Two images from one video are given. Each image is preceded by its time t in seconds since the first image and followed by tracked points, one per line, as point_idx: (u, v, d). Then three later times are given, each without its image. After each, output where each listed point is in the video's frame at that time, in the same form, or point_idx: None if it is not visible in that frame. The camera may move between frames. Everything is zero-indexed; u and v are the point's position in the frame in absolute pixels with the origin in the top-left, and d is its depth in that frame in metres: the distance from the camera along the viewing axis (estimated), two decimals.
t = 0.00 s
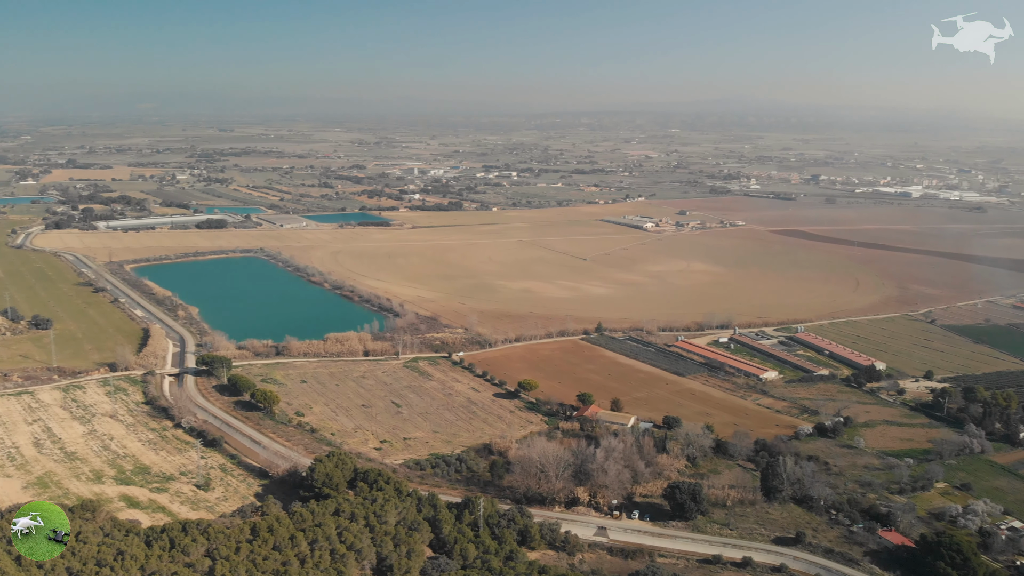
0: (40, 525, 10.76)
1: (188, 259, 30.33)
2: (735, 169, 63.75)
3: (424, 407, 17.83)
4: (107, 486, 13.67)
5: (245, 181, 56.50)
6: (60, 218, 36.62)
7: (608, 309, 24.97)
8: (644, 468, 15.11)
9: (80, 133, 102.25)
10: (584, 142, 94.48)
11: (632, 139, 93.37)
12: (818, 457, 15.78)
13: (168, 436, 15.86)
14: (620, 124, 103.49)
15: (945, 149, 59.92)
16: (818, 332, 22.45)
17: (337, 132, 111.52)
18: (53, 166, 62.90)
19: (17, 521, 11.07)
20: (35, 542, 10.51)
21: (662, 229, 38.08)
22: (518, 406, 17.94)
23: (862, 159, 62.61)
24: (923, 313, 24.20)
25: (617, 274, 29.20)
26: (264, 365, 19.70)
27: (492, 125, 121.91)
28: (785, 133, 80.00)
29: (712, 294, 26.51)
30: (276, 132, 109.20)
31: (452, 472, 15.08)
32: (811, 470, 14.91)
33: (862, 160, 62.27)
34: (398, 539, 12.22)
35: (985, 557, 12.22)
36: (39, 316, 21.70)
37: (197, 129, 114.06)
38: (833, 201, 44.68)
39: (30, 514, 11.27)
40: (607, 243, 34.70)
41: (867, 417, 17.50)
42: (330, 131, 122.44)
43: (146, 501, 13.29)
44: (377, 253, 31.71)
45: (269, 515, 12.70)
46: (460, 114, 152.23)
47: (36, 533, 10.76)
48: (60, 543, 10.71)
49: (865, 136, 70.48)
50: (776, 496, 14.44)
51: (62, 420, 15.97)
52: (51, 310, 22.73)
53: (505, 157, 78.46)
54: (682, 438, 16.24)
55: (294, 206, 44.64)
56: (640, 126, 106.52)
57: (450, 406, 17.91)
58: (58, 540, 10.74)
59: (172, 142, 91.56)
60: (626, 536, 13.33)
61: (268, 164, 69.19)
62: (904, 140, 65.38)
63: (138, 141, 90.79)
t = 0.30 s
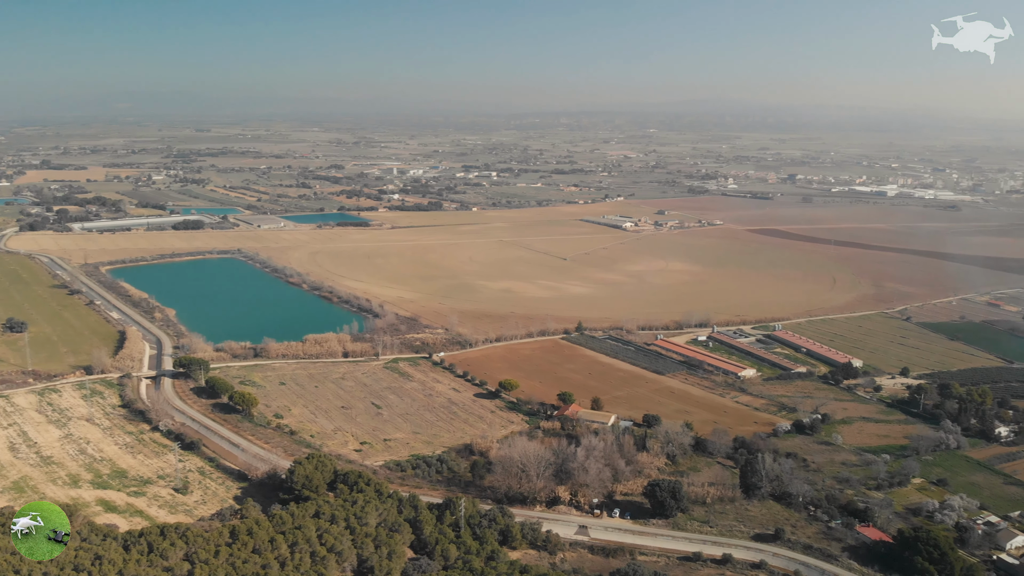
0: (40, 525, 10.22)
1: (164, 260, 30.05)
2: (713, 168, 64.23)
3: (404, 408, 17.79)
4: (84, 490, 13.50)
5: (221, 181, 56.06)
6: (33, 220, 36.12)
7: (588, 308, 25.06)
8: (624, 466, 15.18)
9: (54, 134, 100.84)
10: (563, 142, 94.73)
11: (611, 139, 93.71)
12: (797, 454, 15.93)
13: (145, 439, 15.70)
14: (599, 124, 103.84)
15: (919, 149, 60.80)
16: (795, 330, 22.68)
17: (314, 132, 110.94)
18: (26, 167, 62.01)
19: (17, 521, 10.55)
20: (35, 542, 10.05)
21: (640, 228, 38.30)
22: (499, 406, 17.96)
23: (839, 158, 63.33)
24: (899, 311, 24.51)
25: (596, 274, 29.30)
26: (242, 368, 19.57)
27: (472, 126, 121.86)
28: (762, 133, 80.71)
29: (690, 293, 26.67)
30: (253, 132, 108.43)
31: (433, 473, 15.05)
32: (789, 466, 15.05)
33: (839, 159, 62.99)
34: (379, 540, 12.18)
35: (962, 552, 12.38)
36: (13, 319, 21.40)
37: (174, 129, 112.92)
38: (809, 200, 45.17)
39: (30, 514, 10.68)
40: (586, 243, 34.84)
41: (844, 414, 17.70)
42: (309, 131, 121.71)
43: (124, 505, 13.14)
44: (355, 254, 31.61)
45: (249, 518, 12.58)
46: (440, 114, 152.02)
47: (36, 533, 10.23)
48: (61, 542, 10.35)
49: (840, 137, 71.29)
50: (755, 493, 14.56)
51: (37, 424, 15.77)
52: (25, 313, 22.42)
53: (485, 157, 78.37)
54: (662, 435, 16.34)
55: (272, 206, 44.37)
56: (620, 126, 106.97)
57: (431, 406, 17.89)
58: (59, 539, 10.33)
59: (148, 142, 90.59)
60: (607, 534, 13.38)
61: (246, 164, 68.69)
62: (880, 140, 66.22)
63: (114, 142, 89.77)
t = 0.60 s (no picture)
0: (40, 526, 10.70)
1: (140, 262, 29.72)
2: (691, 168, 64.68)
3: (384, 409, 17.74)
4: (60, 494, 13.31)
5: (198, 182, 55.55)
6: (6, 221, 35.57)
7: (568, 308, 25.13)
8: (605, 465, 15.24)
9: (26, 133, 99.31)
10: (543, 142, 94.91)
11: (590, 139, 94.05)
12: (775, 451, 16.08)
13: (122, 443, 15.52)
14: (578, 125, 104.18)
15: (894, 148, 61.68)
16: (773, 328, 22.90)
17: (292, 132, 110.25)
18: None
19: (17, 521, 10.99)
20: (35, 543, 10.48)
21: (620, 228, 38.47)
22: (480, 406, 17.96)
23: (815, 158, 64.02)
24: (874, 309, 24.82)
25: (577, 274, 29.40)
26: (220, 370, 19.41)
27: (453, 126, 121.73)
28: (739, 133, 81.44)
29: (669, 292, 26.83)
30: (231, 133, 107.51)
31: (413, 474, 15.01)
32: (768, 464, 15.18)
33: (815, 159, 63.68)
34: (360, 542, 12.12)
35: (938, 547, 12.55)
36: None
37: (150, 129, 111.57)
38: (786, 200, 45.66)
39: (30, 514, 11.24)
40: (566, 243, 34.95)
41: (822, 411, 17.91)
42: (288, 132, 120.86)
43: (101, 510, 12.97)
44: (334, 254, 31.46)
45: (228, 521, 12.47)
46: (419, 114, 151.75)
47: (36, 533, 10.70)
48: (60, 543, 10.69)
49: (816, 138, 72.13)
50: (735, 491, 14.67)
51: (11, 428, 15.52)
52: None
53: (464, 158, 78.29)
54: (642, 434, 16.43)
55: (250, 207, 44.02)
56: (599, 126, 107.41)
57: (411, 408, 17.85)
58: (58, 540, 10.72)
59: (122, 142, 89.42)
60: (588, 533, 13.42)
61: (224, 165, 68.11)
62: (856, 141, 67.06)
63: (87, 142, 88.50)
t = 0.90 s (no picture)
0: (40, 525, 10.73)
1: (117, 264, 29.36)
2: (669, 168, 65.09)
3: (364, 411, 17.67)
4: (35, 499, 13.10)
5: (175, 182, 54.99)
6: None
7: (548, 308, 25.18)
8: (586, 464, 15.28)
9: None
10: (523, 142, 95.05)
11: (570, 139, 94.33)
12: (754, 448, 16.23)
13: (99, 446, 15.33)
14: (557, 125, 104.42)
15: (869, 148, 62.47)
16: (751, 327, 23.11)
17: (271, 132, 109.49)
18: None
19: (19, 521, 11.05)
20: (35, 543, 10.51)
21: (600, 228, 38.59)
22: (460, 407, 17.94)
23: (792, 158, 64.66)
24: (851, 307, 25.12)
25: (557, 273, 29.47)
26: (197, 372, 19.24)
27: (433, 125, 121.53)
28: (717, 134, 82.08)
29: (648, 292, 26.98)
30: (209, 133, 106.66)
31: (394, 476, 14.96)
32: (747, 461, 15.32)
33: (792, 158, 64.34)
34: (340, 544, 12.06)
35: (915, 542, 12.73)
36: None
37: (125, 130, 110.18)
38: (763, 199, 46.10)
39: (30, 515, 11.24)
40: (546, 242, 35.02)
41: (799, 408, 18.09)
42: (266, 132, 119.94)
43: (77, 515, 12.78)
44: (314, 255, 31.29)
45: (206, 525, 12.33)
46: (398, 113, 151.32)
47: (36, 533, 10.73)
48: (60, 544, 10.74)
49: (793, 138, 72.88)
50: (714, 488, 14.78)
51: None
52: None
53: (444, 158, 78.22)
54: (622, 433, 16.51)
55: (227, 208, 43.66)
56: (580, 126, 107.75)
57: (392, 409, 17.80)
58: (58, 541, 10.77)
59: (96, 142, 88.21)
60: (569, 532, 13.45)
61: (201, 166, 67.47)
62: (832, 141, 67.81)
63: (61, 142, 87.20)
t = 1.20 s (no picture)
0: (40, 525, 10.87)
1: (92, 266, 28.98)
2: (648, 168, 65.46)
3: (344, 413, 17.58)
4: (9, 504, 12.88)
5: (150, 183, 54.35)
6: None
7: (528, 308, 25.22)
8: (566, 463, 15.32)
9: None
10: (502, 142, 95.07)
11: (549, 140, 94.51)
12: (733, 446, 16.36)
13: (75, 450, 15.12)
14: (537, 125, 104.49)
15: (845, 148, 63.21)
16: (729, 325, 23.31)
17: (249, 132, 108.62)
18: None
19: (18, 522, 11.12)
20: (35, 542, 10.64)
21: (579, 228, 38.68)
22: (441, 407, 17.91)
23: (769, 158, 65.27)
24: (827, 305, 25.40)
25: (537, 273, 29.52)
26: (174, 375, 19.04)
27: (413, 125, 121.21)
28: (695, 134, 82.66)
29: (627, 291, 27.10)
30: (186, 133, 105.56)
31: (374, 477, 14.90)
32: (726, 459, 15.44)
33: (769, 158, 64.94)
34: (321, 547, 11.99)
35: (892, 537, 12.91)
36: None
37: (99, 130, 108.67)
38: (741, 199, 46.49)
39: (31, 514, 11.34)
40: (526, 242, 35.05)
41: (777, 406, 18.27)
42: (244, 132, 118.87)
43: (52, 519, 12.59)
44: (292, 256, 31.08)
45: (185, 529, 12.20)
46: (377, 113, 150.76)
47: (36, 533, 10.86)
48: (59, 544, 10.87)
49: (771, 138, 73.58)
50: (694, 486, 14.89)
51: None
52: None
53: (423, 158, 78.05)
54: (602, 432, 16.57)
55: (204, 209, 43.25)
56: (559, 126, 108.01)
57: (372, 410, 17.73)
58: (58, 540, 10.94)
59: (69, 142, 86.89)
60: (550, 531, 13.48)
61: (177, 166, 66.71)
62: (808, 142, 68.55)
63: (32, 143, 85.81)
